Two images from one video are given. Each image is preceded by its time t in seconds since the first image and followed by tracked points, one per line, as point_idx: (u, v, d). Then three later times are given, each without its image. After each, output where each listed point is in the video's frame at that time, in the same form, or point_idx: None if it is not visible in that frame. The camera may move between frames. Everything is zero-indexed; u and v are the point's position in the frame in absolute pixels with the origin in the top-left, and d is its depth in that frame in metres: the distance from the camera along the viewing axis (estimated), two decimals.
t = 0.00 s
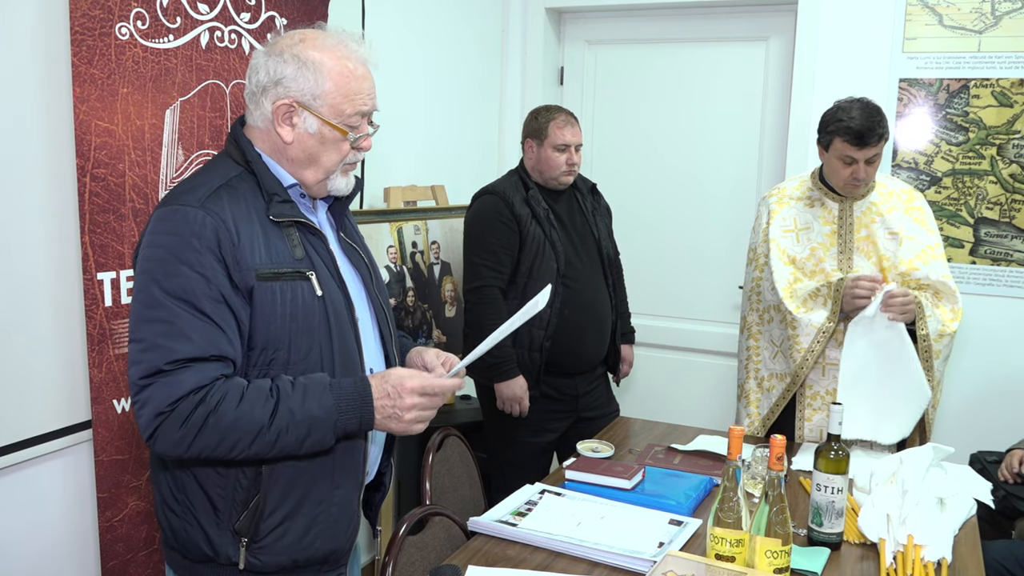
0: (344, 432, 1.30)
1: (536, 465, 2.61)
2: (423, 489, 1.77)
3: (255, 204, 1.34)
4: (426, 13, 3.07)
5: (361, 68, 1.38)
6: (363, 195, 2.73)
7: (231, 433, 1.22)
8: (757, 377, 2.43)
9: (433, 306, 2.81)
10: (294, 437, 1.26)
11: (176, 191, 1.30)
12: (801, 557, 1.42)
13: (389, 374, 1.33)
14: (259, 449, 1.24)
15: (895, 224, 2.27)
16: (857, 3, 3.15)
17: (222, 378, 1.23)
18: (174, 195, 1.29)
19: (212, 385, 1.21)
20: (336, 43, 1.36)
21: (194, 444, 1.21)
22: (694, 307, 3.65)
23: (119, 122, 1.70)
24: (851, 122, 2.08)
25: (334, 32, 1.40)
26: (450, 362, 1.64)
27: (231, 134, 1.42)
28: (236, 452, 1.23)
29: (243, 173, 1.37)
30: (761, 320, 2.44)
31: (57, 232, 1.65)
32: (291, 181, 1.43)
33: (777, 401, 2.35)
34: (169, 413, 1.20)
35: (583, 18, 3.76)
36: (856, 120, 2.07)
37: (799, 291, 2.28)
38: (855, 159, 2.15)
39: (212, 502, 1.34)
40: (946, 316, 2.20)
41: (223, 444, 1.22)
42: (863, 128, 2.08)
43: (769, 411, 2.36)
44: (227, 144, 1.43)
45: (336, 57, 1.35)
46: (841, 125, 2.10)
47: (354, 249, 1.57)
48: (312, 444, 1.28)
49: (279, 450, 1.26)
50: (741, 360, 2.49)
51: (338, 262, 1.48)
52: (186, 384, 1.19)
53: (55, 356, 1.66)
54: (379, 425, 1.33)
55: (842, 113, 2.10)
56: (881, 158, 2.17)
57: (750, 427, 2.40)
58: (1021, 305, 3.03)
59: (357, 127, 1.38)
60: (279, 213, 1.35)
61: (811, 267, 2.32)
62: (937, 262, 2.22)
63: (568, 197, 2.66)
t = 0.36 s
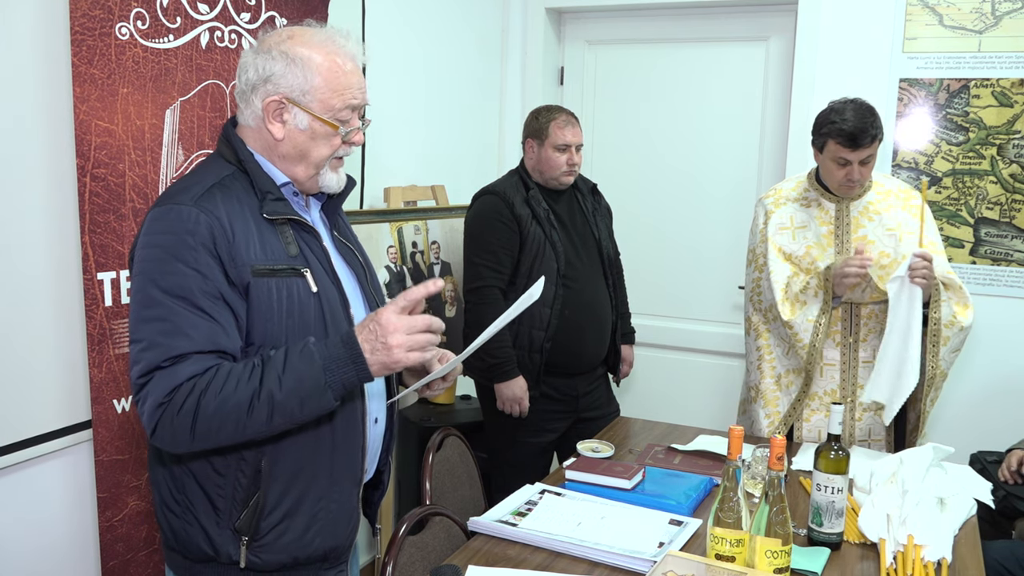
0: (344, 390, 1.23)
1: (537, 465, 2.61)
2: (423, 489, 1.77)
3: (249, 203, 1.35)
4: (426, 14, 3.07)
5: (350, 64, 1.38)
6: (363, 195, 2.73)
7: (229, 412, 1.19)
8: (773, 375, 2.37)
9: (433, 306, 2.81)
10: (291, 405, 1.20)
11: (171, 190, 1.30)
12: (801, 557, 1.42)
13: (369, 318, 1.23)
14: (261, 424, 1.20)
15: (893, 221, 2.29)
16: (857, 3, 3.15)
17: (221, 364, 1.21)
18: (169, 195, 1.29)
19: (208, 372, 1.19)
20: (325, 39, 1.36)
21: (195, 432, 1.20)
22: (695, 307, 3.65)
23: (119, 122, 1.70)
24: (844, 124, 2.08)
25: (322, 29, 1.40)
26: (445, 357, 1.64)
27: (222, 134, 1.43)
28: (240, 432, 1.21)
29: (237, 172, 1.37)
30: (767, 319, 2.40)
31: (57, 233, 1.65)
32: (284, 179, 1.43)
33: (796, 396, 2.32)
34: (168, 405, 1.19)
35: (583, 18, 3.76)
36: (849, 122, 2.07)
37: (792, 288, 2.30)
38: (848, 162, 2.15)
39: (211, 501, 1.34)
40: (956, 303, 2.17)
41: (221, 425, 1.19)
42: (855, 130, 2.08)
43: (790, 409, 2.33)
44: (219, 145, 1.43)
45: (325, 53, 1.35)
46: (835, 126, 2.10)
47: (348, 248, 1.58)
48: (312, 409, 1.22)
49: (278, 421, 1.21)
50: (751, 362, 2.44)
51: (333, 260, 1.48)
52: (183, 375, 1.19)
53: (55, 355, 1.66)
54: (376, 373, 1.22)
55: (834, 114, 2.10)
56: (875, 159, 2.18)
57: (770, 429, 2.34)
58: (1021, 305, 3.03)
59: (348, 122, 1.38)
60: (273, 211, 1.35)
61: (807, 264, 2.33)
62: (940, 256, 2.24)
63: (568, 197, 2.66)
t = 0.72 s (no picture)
0: (341, 396, 1.27)
1: (536, 465, 2.61)
2: (423, 489, 1.77)
3: (249, 204, 1.35)
4: (426, 14, 3.07)
5: (355, 68, 1.38)
6: (363, 195, 2.73)
7: (228, 415, 1.20)
8: (759, 380, 2.41)
9: (433, 306, 2.81)
10: (290, 409, 1.23)
11: (170, 190, 1.30)
12: (801, 557, 1.42)
13: (374, 328, 1.32)
14: (259, 427, 1.22)
15: (887, 220, 2.28)
16: (857, 3, 3.15)
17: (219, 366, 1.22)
18: (168, 195, 1.29)
19: (207, 374, 1.20)
20: (329, 43, 1.36)
21: (193, 433, 1.20)
22: (695, 307, 3.65)
23: (119, 122, 1.70)
24: (834, 125, 2.08)
25: (326, 32, 1.40)
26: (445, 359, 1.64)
27: (223, 134, 1.42)
28: (238, 434, 1.22)
29: (237, 173, 1.37)
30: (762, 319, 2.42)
31: (57, 233, 1.65)
32: (284, 180, 1.44)
33: (779, 401, 2.34)
34: (166, 405, 1.19)
35: (583, 18, 3.76)
36: (839, 122, 2.08)
37: (801, 291, 2.31)
38: (840, 161, 2.16)
39: (209, 501, 1.34)
40: (945, 302, 2.16)
41: (221, 428, 1.20)
42: (846, 129, 2.08)
43: (772, 414, 2.35)
44: (221, 144, 1.43)
45: (330, 57, 1.35)
46: (826, 126, 2.10)
47: (348, 250, 1.58)
48: (310, 414, 1.25)
49: (277, 425, 1.23)
50: (740, 364, 2.48)
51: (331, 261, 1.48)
52: (181, 376, 1.19)
53: (55, 355, 1.66)
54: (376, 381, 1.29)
55: (825, 114, 2.10)
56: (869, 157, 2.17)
57: (754, 430, 2.38)
58: (1021, 305, 3.03)
59: (349, 126, 1.38)
60: (273, 213, 1.35)
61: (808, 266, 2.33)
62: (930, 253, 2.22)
63: (568, 197, 2.66)
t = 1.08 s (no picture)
0: (343, 402, 1.25)
1: (536, 465, 2.61)
2: (423, 489, 1.77)
3: (250, 204, 1.35)
4: (426, 13, 3.07)
5: (354, 67, 1.38)
6: (363, 195, 2.73)
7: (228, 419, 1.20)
8: (750, 377, 2.40)
9: (433, 306, 2.81)
10: (290, 416, 1.22)
11: (171, 191, 1.30)
12: (801, 557, 1.42)
13: (378, 336, 1.25)
14: (259, 432, 1.22)
15: (880, 219, 2.28)
16: (857, 3, 3.15)
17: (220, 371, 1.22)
18: (169, 196, 1.29)
19: (207, 377, 1.20)
20: (328, 42, 1.37)
21: (192, 437, 1.20)
22: (695, 307, 3.65)
23: (119, 122, 1.70)
24: (820, 124, 2.09)
25: (326, 31, 1.40)
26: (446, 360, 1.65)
27: (224, 134, 1.43)
28: (237, 439, 1.21)
29: (238, 173, 1.37)
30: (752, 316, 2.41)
31: (57, 232, 1.65)
32: (285, 181, 1.44)
33: (772, 399, 2.34)
34: (166, 409, 1.19)
35: (583, 18, 3.76)
36: (825, 122, 2.08)
37: (785, 288, 2.30)
38: (828, 159, 2.17)
39: (210, 502, 1.34)
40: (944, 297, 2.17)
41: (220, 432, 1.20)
42: (833, 128, 2.08)
43: (765, 411, 2.35)
44: (221, 144, 1.43)
45: (329, 56, 1.35)
46: (814, 125, 2.10)
47: (347, 250, 1.58)
48: (310, 420, 1.24)
49: (277, 431, 1.22)
50: (730, 362, 2.47)
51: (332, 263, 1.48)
52: (181, 379, 1.19)
53: (55, 355, 1.66)
54: (377, 389, 1.26)
55: (813, 113, 2.10)
56: (858, 155, 2.17)
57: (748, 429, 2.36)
58: (1021, 305, 3.03)
59: (349, 126, 1.38)
60: (273, 214, 1.35)
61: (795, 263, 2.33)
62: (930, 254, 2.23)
63: (568, 197, 2.66)
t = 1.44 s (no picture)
0: (339, 413, 1.27)
1: (536, 465, 2.61)
2: (423, 489, 1.77)
3: (250, 205, 1.35)
4: (426, 13, 3.07)
5: (354, 66, 1.38)
6: (363, 195, 2.73)
7: (223, 424, 1.20)
8: (750, 368, 2.36)
9: (433, 306, 2.81)
10: (287, 422, 1.24)
11: (170, 192, 1.30)
12: (801, 557, 1.42)
13: (377, 347, 1.29)
14: (253, 439, 1.22)
15: (871, 220, 2.25)
16: (857, 3, 3.15)
17: (215, 375, 1.23)
18: (168, 197, 1.29)
19: (203, 381, 1.20)
20: (327, 41, 1.37)
21: (187, 441, 1.20)
22: (695, 307, 3.65)
23: (119, 122, 1.70)
24: (810, 122, 2.08)
25: (325, 31, 1.40)
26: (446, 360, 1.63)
27: (224, 134, 1.43)
28: (230, 444, 1.22)
29: (238, 174, 1.37)
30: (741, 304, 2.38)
31: (57, 233, 1.65)
32: (285, 182, 1.43)
33: (778, 384, 2.31)
34: (161, 411, 1.20)
35: (583, 18, 3.76)
36: (816, 120, 2.08)
37: (768, 273, 2.31)
38: (819, 159, 2.15)
39: (209, 504, 1.34)
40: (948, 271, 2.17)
41: (215, 436, 1.21)
42: (823, 128, 2.08)
43: (772, 399, 2.32)
44: (221, 145, 1.43)
45: (328, 55, 1.35)
46: (804, 124, 2.10)
47: (347, 251, 1.58)
48: (305, 428, 1.25)
49: (272, 437, 1.23)
50: (729, 360, 2.43)
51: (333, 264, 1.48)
52: (177, 382, 1.19)
53: (56, 356, 1.66)
54: (373, 400, 1.28)
55: (804, 112, 2.10)
56: (849, 156, 2.17)
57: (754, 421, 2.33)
58: (1021, 305, 3.03)
59: (348, 125, 1.37)
60: (273, 215, 1.35)
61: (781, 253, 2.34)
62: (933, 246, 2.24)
63: (568, 197, 2.66)
